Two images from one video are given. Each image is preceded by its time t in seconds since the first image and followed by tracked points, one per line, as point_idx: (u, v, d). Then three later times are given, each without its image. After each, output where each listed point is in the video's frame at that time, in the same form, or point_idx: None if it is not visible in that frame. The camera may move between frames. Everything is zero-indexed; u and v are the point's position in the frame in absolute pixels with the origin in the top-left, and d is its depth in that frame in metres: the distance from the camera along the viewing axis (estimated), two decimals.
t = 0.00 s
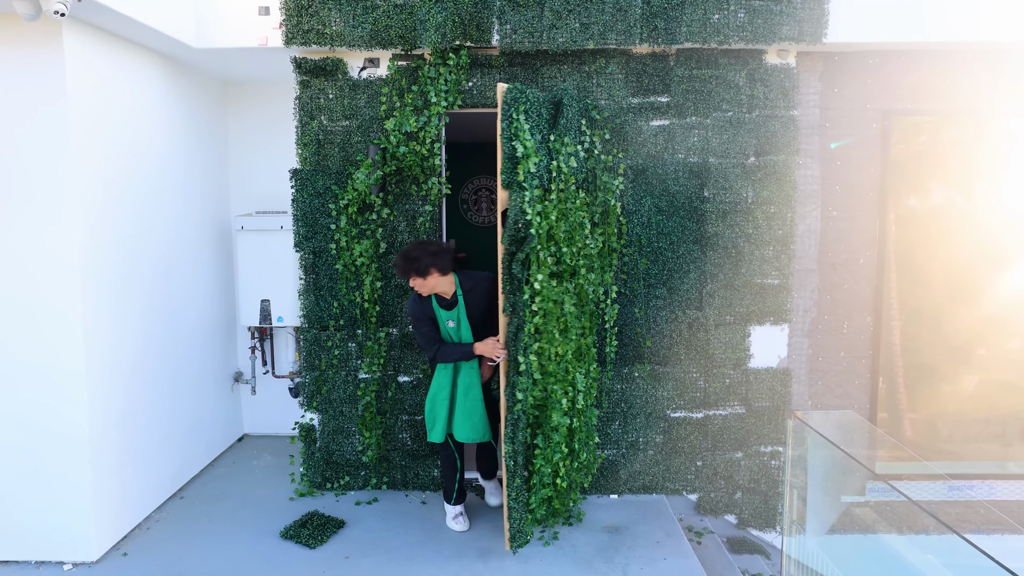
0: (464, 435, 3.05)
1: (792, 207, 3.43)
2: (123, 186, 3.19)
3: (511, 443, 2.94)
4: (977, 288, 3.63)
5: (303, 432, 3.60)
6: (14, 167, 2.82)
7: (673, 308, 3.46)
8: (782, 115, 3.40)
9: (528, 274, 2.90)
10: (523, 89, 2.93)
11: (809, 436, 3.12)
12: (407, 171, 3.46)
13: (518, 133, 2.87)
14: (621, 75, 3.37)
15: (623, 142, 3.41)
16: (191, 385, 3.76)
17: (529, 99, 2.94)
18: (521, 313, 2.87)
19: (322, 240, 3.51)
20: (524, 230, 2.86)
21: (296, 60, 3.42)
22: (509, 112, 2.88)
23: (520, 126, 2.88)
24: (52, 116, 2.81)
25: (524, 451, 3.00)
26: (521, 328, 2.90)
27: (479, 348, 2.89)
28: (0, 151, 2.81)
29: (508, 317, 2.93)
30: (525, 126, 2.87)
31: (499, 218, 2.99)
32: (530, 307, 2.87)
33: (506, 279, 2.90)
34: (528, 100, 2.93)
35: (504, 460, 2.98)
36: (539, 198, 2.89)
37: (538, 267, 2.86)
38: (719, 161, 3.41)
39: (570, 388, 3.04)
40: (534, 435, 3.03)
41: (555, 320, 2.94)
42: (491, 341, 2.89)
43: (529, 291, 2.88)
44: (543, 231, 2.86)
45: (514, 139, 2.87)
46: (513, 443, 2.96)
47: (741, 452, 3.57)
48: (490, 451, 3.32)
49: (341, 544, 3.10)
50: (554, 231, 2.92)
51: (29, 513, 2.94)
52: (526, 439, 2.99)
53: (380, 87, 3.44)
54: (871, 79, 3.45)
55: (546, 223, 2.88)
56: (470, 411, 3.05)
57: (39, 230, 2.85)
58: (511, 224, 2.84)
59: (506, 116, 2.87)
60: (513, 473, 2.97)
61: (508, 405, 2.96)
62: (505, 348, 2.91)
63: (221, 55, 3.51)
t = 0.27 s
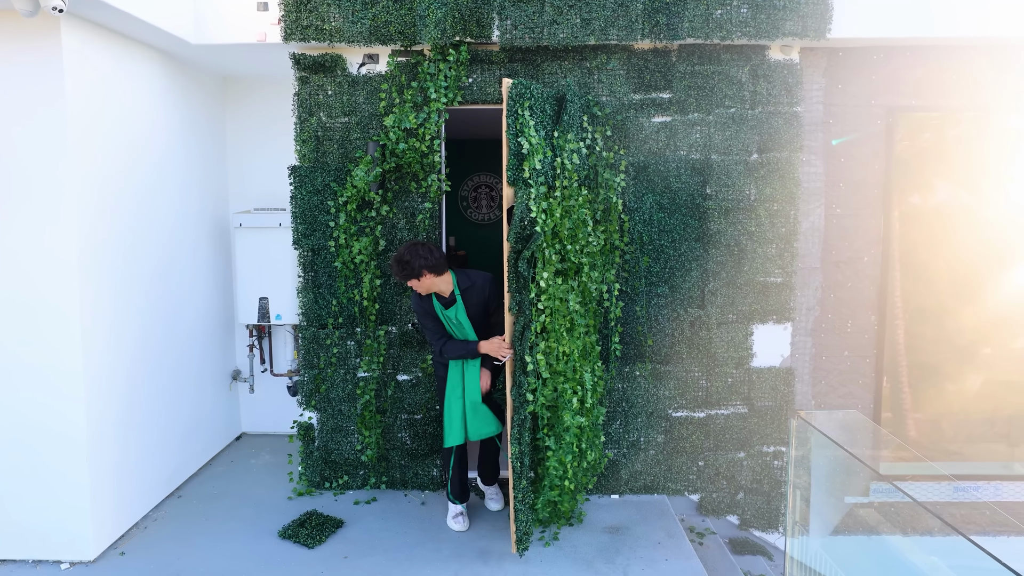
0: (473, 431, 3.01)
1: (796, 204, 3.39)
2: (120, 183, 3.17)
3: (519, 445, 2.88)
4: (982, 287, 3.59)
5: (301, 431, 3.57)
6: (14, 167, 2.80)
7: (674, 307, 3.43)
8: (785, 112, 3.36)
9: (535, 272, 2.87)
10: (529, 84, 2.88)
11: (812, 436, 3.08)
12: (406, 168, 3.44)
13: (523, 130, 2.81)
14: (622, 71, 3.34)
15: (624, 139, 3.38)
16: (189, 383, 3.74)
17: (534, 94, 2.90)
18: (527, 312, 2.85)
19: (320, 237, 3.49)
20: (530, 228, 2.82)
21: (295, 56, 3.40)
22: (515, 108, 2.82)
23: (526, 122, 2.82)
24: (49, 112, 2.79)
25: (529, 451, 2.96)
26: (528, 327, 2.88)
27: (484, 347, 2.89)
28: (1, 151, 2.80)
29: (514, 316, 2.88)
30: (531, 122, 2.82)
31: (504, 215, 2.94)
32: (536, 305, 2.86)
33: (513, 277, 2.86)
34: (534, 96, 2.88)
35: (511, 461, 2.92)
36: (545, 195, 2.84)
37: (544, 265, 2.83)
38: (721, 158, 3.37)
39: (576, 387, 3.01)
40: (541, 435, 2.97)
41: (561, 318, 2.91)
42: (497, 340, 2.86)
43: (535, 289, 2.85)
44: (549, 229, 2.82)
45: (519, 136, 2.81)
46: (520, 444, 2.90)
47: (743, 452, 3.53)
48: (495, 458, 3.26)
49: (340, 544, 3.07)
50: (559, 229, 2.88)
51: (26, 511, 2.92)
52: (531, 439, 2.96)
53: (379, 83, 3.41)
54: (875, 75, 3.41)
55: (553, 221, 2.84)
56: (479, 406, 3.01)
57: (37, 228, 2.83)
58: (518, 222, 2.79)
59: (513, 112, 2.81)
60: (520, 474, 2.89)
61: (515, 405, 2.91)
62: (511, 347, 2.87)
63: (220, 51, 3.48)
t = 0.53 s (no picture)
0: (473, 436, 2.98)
1: (797, 203, 3.37)
2: (116, 180, 3.13)
3: (523, 446, 2.83)
4: (984, 286, 3.57)
5: (298, 432, 3.53)
6: (10, 165, 2.77)
7: (676, 305, 3.40)
8: (786, 110, 3.35)
9: (541, 272, 2.82)
10: (535, 82, 2.87)
11: (814, 437, 3.05)
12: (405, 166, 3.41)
13: (531, 126, 2.79)
14: (623, 68, 3.32)
15: (625, 137, 3.36)
16: (185, 384, 3.69)
17: (540, 92, 2.90)
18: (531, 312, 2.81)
19: (318, 235, 3.46)
20: (536, 226, 2.80)
21: (293, 52, 3.36)
22: (524, 106, 2.79)
23: (533, 119, 2.80)
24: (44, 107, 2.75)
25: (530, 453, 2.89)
26: (534, 327, 2.83)
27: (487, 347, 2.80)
28: None
29: (520, 316, 2.84)
30: (538, 119, 2.81)
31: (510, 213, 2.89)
32: (542, 305, 2.81)
33: (519, 276, 2.80)
34: (539, 93, 2.88)
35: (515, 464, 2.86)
36: (552, 193, 2.83)
37: (549, 264, 2.80)
38: (723, 156, 3.35)
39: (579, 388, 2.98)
40: (543, 437, 2.90)
41: (565, 318, 2.89)
42: (502, 341, 2.80)
43: (541, 289, 2.81)
44: (555, 227, 2.80)
45: (528, 133, 2.78)
46: (525, 446, 2.85)
47: (745, 452, 3.50)
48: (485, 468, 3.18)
49: (338, 546, 3.03)
50: (565, 227, 2.85)
51: (16, 513, 2.87)
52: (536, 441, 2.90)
53: (378, 80, 3.39)
54: (877, 74, 3.40)
55: (559, 218, 2.82)
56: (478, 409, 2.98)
57: (33, 224, 2.79)
58: (525, 220, 2.75)
59: (521, 108, 2.78)
60: (525, 477, 2.85)
61: (520, 406, 2.86)
62: (517, 347, 2.82)
63: (217, 47, 3.45)
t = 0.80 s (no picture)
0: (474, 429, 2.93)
1: (799, 201, 3.34)
2: (113, 178, 3.10)
3: (509, 443, 2.81)
4: (987, 285, 3.55)
5: (296, 431, 3.50)
6: (6, 162, 2.74)
7: (677, 305, 3.37)
8: (789, 107, 3.32)
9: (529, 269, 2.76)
10: (525, 81, 2.90)
11: (816, 438, 3.00)
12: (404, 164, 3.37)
13: (518, 125, 2.80)
14: (624, 65, 3.29)
15: (626, 135, 3.32)
16: (181, 383, 3.66)
17: (531, 92, 2.91)
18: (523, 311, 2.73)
19: (316, 234, 3.44)
20: (524, 224, 2.76)
21: (291, 49, 3.33)
22: (510, 106, 2.83)
23: (521, 117, 2.81)
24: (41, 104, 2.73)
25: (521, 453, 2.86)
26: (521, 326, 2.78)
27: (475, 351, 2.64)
28: None
29: (507, 313, 2.80)
30: (526, 117, 2.81)
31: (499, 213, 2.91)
32: (530, 303, 2.73)
33: (505, 274, 2.80)
34: (530, 92, 2.90)
35: (501, 460, 2.84)
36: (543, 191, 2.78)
37: (539, 262, 2.72)
38: (724, 154, 3.33)
39: (579, 387, 2.92)
40: (545, 436, 2.85)
41: (561, 316, 2.79)
42: (487, 341, 2.67)
43: (531, 287, 2.74)
44: (545, 225, 2.72)
45: (516, 132, 2.79)
46: (511, 443, 2.82)
47: (747, 453, 3.48)
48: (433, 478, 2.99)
49: (336, 547, 3.01)
50: (557, 224, 2.76)
51: (11, 513, 2.84)
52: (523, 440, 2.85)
53: (377, 77, 3.36)
54: (880, 71, 3.37)
55: (551, 215, 2.73)
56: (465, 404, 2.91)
57: (29, 222, 2.76)
58: (511, 218, 2.77)
59: (508, 107, 2.82)
60: (510, 474, 2.83)
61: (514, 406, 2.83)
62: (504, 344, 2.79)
63: (215, 44, 3.42)
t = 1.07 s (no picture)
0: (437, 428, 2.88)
1: (802, 200, 3.32)
2: (110, 176, 3.08)
3: (477, 434, 2.80)
4: (991, 284, 3.52)
5: (294, 432, 3.46)
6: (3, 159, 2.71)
7: (678, 304, 3.34)
8: (791, 105, 3.29)
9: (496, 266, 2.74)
10: (495, 83, 2.87)
11: (818, 438, 2.97)
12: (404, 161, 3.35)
13: (485, 126, 2.79)
14: (625, 62, 3.26)
15: (627, 133, 3.29)
16: (178, 382, 3.63)
17: (500, 95, 2.87)
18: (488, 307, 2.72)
19: (314, 232, 3.42)
20: (490, 222, 2.76)
21: (290, 46, 3.31)
22: (476, 108, 2.82)
23: (487, 118, 2.80)
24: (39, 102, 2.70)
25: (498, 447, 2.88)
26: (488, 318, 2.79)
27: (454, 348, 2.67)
28: None
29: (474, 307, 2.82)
30: (493, 119, 2.81)
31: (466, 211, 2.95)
32: (495, 298, 2.73)
33: (472, 270, 2.81)
34: (500, 95, 2.87)
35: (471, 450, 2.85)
36: (509, 189, 2.79)
37: (503, 259, 2.71)
38: (726, 152, 3.30)
39: (564, 384, 2.82)
40: (531, 433, 2.77)
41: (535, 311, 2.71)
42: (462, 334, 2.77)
43: (498, 283, 2.74)
44: (511, 223, 2.72)
45: (481, 133, 2.79)
46: (479, 433, 2.81)
47: (749, 454, 3.45)
48: (352, 493, 2.72)
49: (333, 548, 2.97)
50: (527, 222, 2.76)
51: (7, 513, 2.81)
52: (495, 431, 2.84)
53: (376, 74, 3.33)
54: (883, 69, 3.34)
55: (516, 213, 2.75)
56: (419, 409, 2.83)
57: (27, 221, 2.74)
58: (475, 215, 2.77)
59: (473, 110, 2.81)
60: (479, 463, 2.84)
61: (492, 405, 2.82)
62: (474, 340, 2.79)
63: (213, 40, 3.39)
